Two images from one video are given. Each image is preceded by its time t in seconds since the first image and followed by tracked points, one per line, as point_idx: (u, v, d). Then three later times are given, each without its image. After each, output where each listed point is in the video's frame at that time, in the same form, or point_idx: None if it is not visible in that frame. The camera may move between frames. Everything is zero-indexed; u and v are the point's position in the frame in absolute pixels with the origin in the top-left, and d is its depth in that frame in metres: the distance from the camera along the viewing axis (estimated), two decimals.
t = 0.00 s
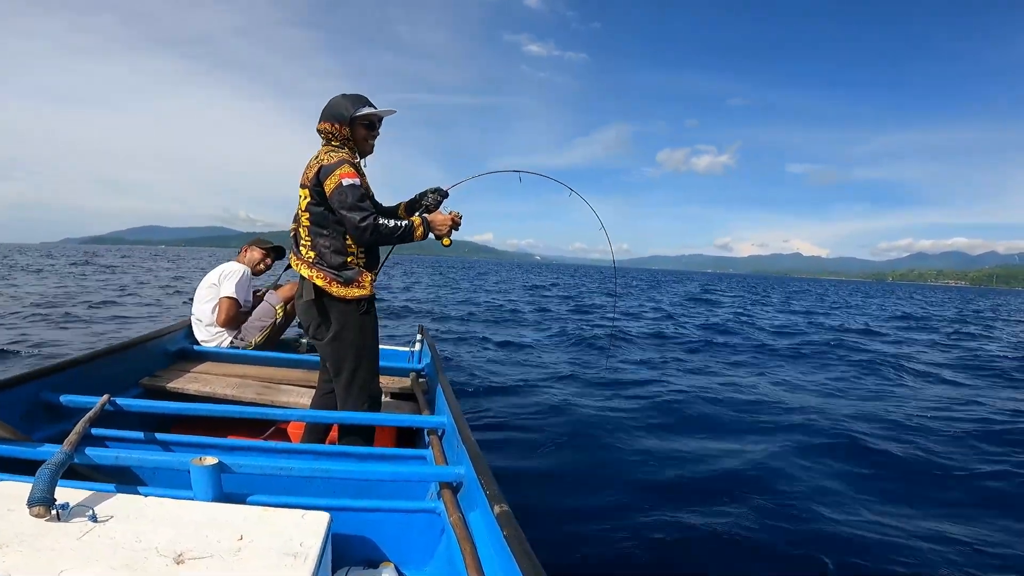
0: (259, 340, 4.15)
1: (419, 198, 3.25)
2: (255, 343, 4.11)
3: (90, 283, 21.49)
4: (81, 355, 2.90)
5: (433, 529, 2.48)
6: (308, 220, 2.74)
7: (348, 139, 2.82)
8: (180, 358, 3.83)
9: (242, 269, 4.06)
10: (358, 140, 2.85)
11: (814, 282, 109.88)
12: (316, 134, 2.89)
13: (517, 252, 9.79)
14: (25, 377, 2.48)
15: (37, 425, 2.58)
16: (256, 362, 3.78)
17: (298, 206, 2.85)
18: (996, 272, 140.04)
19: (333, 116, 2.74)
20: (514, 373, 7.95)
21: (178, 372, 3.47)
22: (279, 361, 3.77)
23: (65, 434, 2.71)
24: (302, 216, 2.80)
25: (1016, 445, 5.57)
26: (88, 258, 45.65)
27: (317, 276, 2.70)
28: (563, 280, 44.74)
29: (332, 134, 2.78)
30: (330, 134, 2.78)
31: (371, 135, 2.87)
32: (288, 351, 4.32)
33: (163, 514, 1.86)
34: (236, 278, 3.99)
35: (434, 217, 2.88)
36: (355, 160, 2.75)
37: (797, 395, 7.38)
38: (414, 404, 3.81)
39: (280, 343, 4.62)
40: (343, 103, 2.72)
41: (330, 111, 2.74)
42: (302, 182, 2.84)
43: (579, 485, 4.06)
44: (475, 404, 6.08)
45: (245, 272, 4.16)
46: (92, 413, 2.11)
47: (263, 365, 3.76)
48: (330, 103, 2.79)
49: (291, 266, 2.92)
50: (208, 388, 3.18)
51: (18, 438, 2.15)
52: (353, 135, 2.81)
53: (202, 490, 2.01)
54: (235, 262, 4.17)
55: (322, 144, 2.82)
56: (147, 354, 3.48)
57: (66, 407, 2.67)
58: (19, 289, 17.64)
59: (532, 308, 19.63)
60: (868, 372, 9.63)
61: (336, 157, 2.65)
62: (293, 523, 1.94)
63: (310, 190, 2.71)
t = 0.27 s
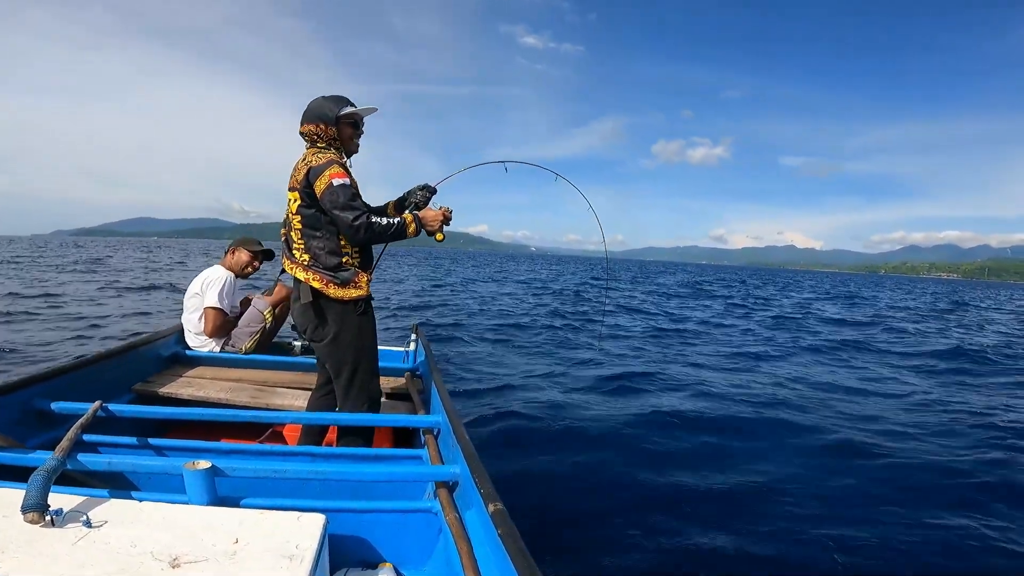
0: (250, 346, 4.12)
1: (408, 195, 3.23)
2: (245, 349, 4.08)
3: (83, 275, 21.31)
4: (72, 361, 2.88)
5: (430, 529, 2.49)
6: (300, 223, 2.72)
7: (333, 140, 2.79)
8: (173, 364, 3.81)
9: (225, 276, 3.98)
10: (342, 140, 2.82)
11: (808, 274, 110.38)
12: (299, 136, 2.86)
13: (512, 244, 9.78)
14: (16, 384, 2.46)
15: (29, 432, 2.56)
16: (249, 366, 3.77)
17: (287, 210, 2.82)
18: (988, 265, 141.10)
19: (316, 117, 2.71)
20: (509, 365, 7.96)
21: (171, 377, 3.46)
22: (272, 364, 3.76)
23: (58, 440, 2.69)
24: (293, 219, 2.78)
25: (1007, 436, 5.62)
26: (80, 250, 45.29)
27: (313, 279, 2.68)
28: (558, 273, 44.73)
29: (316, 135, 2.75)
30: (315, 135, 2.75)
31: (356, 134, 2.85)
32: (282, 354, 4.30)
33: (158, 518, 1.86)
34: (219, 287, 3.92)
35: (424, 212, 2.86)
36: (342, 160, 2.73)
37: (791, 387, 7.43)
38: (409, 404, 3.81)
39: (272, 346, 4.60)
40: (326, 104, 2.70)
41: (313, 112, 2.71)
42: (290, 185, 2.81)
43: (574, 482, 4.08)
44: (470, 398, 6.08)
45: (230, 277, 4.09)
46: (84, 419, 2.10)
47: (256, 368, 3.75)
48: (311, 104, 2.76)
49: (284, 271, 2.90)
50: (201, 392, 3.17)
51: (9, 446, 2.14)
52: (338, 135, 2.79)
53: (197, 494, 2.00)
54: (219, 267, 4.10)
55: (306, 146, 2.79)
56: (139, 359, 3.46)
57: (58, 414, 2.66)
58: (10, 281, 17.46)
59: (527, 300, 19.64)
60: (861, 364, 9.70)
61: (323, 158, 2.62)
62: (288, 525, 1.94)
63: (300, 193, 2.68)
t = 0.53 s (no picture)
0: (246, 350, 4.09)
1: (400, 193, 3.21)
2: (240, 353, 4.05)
3: (79, 266, 21.22)
4: (68, 365, 2.88)
5: (431, 528, 2.49)
6: (294, 226, 2.70)
7: (323, 142, 2.77)
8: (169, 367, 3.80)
9: (222, 283, 3.93)
10: (332, 143, 2.80)
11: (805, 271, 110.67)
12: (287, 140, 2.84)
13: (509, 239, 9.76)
14: (13, 389, 2.46)
15: (26, 436, 2.55)
16: (247, 367, 3.76)
17: (281, 214, 2.81)
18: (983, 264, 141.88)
19: (304, 119, 2.69)
20: (506, 361, 7.96)
21: (168, 380, 3.45)
22: (269, 365, 3.76)
23: (55, 444, 2.69)
24: (287, 223, 2.76)
25: (1004, 432, 5.64)
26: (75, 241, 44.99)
27: (311, 280, 2.66)
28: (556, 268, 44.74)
29: (305, 139, 2.73)
30: (304, 139, 2.73)
31: (346, 136, 2.83)
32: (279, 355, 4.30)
33: (157, 521, 1.85)
34: (215, 294, 3.87)
35: (417, 210, 2.84)
36: (332, 161, 2.71)
37: (787, 382, 7.46)
38: (407, 403, 3.81)
39: (269, 348, 4.59)
40: (314, 106, 2.68)
41: (300, 115, 2.69)
42: (282, 190, 2.80)
43: (571, 478, 4.09)
44: (467, 394, 6.08)
45: (227, 283, 4.04)
46: (81, 423, 2.09)
47: (254, 369, 3.74)
48: (298, 108, 2.74)
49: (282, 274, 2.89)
50: (198, 395, 3.16)
51: (6, 451, 2.13)
52: (327, 137, 2.77)
53: (195, 497, 2.00)
54: (215, 273, 4.05)
55: (295, 150, 2.78)
56: (136, 362, 3.45)
57: (55, 418, 2.65)
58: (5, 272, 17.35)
59: (526, 294, 19.62)
60: (857, 361, 9.74)
61: (312, 161, 2.61)
62: (288, 526, 1.93)
63: (292, 197, 2.67)
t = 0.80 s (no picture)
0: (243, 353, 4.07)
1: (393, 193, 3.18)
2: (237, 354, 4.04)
3: (75, 261, 21.10)
4: (65, 368, 2.86)
5: (429, 528, 2.48)
6: (290, 232, 2.69)
7: (315, 147, 2.75)
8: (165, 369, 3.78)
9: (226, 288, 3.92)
10: (323, 147, 2.79)
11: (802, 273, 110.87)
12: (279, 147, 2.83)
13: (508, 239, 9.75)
14: (9, 392, 2.44)
15: (22, 439, 2.54)
16: (244, 368, 3.74)
17: (277, 221, 2.80)
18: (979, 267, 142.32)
19: (295, 125, 2.67)
20: (504, 361, 7.95)
21: (165, 381, 3.43)
22: (266, 366, 3.74)
23: (51, 447, 2.67)
24: (283, 229, 2.75)
25: (1001, 435, 5.66)
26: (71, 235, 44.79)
27: (312, 283, 2.65)
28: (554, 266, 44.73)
29: (297, 144, 2.72)
30: (295, 144, 2.71)
31: (337, 140, 2.81)
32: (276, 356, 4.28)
33: (155, 523, 1.83)
34: (219, 299, 3.86)
35: (411, 209, 2.82)
36: (324, 165, 2.69)
37: (784, 384, 7.47)
38: (405, 404, 3.80)
39: (266, 349, 4.57)
40: (304, 112, 2.67)
41: (291, 121, 2.68)
42: (276, 197, 2.78)
43: (569, 479, 4.09)
44: (465, 394, 6.07)
45: (230, 287, 4.03)
46: (77, 426, 2.07)
47: (251, 369, 3.73)
48: (288, 114, 2.72)
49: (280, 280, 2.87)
50: (195, 396, 3.14)
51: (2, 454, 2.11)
52: (318, 142, 2.75)
53: (193, 498, 1.98)
54: (218, 276, 4.04)
55: (287, 156, 2.76)
56: (133, 364, 3.43)
57: (51, 420, 2.63)
58: None
59: (523, 293, 19.59)
60: (853, 362, 9.76)
61: (304, 166, 2.59)
62: (286, 527, 1.92)
63: (287, 203, 2.66)
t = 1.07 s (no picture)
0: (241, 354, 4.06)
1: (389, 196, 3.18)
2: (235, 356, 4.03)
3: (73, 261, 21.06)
4: (63, 369, 2.85)
5: (428, 531, 2.47)
6: (292, 238, 2.69)
7: (312, 153, 2.75)
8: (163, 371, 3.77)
9: (223, 288, 3.91)
10: (320, 153, 2.79)
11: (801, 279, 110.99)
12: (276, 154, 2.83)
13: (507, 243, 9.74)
14: (7, 393, 2.43)
15: (20, 440, 2.53)
16: (242, 370, 3.74)
17: (278, 228, 2.80)
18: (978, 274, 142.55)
19: (292, 132, 2.68)
20: (503, 365, 7.94)
21: (162, 383, 3.42)
22: (264, 368, 3.73)
23: (48, 448, 2.66)
24: (285, 235, 2.75)
25: (1001, 441, 5.65)
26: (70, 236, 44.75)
27: (316, 288, 2.64)
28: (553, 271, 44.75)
29: (294, 150, 2.72)
30: (292, 150, 2.71)
31: (335, 145, 2.81)
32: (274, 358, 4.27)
33: (154, 524, 1.82)
34: (216, 299, 3.86)
35: (408, 211, 2.82)
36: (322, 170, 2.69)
37: (783, 390, 7.47)
38: (404, 407, 3.79)
39: (264, 351, 4.56)
40: (301, 118, 2.67)
41: (289, 127, 2.68)
42: (276, 205, 2.79)
43: (568, 482, 4.07)
44: (464, 398, 6.05)
45: (227, 288, 4.02)
46: (75, 427, 2.06)
47: (249, 372, 3.72)
48: (285, 121, 2.73)
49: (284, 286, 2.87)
50: (193, 398, 3.13)
51: None
52: (315, 148, 2.75)
53: (192, 500, 1.97)
54: (216, 277, 4.04)
55: (284, 163, 2.77)
56: (131, 365, 3.42)
57: (49, 421, 2.62)
58: None
59: (522, 297, 19.59)
60: (851, 368, 9.77)
61: (302, 173, 2.59)
62: (286, 529, 1.91)
63: (287, 210, 2.66)
